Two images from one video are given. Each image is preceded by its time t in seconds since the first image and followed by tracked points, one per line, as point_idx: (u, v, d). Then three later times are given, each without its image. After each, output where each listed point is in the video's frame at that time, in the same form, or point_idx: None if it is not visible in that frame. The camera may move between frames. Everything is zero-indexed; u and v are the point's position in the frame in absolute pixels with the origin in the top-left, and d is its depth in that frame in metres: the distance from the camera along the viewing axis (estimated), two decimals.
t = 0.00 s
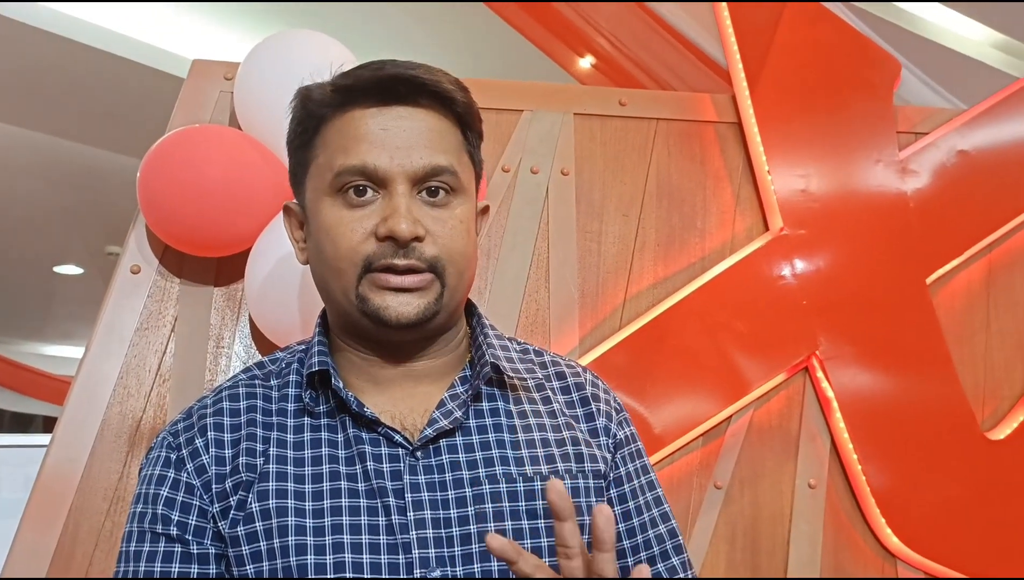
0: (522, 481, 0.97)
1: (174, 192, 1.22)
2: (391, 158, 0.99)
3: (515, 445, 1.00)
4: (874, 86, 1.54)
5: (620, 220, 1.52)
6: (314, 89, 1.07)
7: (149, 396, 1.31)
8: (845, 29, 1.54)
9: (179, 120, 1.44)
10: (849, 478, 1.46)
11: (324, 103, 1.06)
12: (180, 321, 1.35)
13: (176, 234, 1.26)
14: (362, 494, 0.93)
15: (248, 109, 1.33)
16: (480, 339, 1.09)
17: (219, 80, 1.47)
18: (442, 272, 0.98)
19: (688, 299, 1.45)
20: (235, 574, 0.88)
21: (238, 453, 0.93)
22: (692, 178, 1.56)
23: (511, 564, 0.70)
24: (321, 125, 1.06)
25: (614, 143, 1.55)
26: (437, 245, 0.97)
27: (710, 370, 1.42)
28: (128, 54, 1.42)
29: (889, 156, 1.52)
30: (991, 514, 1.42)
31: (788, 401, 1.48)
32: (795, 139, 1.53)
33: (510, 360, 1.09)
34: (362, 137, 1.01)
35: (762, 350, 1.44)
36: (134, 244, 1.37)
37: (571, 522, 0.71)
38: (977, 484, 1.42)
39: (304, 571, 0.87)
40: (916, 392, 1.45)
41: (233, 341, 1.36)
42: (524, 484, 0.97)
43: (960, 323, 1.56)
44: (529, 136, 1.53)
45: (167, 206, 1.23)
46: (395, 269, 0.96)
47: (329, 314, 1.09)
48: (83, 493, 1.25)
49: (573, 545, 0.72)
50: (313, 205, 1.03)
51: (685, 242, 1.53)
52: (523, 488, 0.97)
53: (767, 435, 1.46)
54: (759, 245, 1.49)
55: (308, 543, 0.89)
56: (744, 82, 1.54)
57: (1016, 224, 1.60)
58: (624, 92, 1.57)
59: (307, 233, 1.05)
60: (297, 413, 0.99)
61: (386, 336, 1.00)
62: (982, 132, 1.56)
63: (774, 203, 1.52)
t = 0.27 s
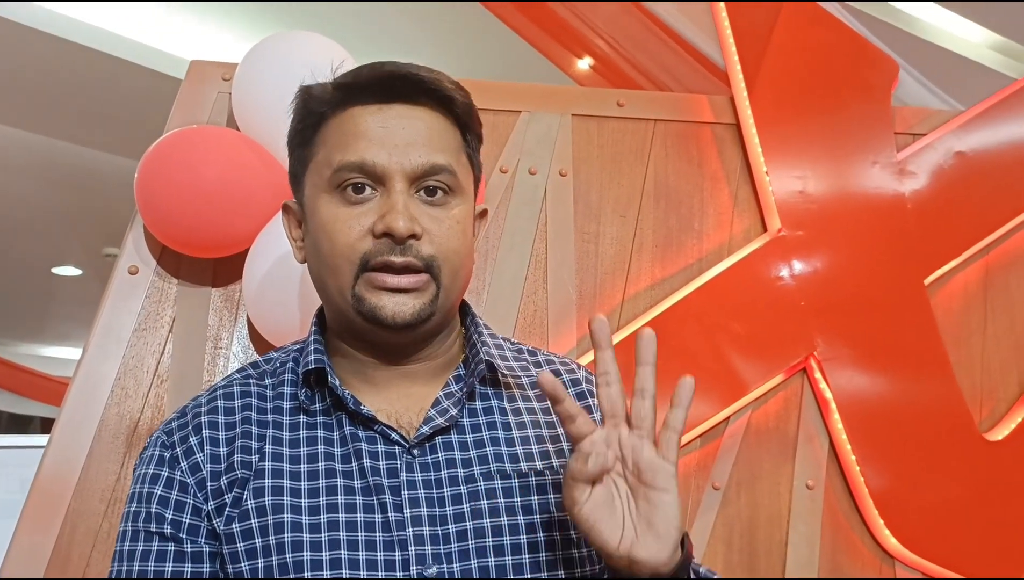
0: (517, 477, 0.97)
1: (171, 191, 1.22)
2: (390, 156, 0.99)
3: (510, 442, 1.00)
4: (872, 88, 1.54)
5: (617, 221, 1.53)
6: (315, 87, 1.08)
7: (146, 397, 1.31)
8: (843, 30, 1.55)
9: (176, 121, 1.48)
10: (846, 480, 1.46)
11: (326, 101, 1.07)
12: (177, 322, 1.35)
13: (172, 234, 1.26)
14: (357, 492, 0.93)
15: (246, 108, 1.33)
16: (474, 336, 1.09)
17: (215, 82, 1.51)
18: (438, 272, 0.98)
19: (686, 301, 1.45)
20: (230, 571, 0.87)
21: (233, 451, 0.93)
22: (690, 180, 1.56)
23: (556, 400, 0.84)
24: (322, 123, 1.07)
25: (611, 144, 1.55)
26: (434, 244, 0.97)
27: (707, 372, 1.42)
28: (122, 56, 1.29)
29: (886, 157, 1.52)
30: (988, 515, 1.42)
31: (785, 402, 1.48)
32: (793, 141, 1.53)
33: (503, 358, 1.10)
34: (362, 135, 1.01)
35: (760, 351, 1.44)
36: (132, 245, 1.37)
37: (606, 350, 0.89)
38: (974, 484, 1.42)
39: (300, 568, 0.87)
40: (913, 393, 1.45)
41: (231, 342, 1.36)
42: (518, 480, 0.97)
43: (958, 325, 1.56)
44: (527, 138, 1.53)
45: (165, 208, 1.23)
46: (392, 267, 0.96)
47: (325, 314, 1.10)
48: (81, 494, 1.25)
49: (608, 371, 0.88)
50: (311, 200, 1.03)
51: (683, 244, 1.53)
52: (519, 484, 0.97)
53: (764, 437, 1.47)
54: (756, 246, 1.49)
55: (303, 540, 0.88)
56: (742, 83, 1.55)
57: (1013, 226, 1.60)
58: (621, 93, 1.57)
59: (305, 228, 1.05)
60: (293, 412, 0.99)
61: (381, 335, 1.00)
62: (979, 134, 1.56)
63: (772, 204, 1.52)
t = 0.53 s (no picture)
0: (518, 473, 0.97)
1: (173, 188, 1.22)
2: (396, 179, 0.98)
3: (511, 439, 1.01)
4: (871, 88, 1.54)
5: (617, 221, 1.52)
6: (324, 94, 1.05)
7: (145, 397, 1.31)
8: (844, 32, 1.55)
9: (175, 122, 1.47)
10: (846, 480, 1.46)
11: (333, 111, 1.04)
12: (176, 322, 1.35)
13: (172, 233, 1.25)
14: (358, 488, 0.93)
15: (245, 110, 1.33)
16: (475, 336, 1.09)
17: (214, 81, 1.51)
18: (439, 297, 0.99)
19: (686, 301, 1.45)
20: (230, 568, 0.87)
21: (233, 447, 0.93)
22: (689, 180, 1.56)
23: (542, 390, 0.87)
24: (327, 134, 1.04)
25: (611, 145, 1.55)
26: (435, 270, 0.98)
27: (707, 372, 1.42)
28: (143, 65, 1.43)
29: (886, 158, 1.52)
30: (988, 515, 1.42)
31: (785, 402, 1.48)
32: (792, 142, 1.53)
33: (503, 357, 1.11)
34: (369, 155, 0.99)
35: (759, 352, 1.44)
36: (131, 246, 1.37)
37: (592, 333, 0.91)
38: (974, 485, 1.42)
39: (301, 564, 0.87)
40: (913, 394, 1.45)
41: (230, 342, 1.36)
42: (519, 477, 0.97)
43: (957, 325, 1.56)
44: (526, 138, 1.53)
45: (161, 208, 1.23)
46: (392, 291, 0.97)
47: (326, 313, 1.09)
48: (80, 495, 1.25)
49: (595, 354, 0.91)
50: (314, 212, 1.03)
51: (682, 245, 1.53)
52: (520, 480, 0.97)
53: (764, 437, 1.46)
54: (756, 247, 1.49)
55: (304, 537, 0.88)
56: (741, 84, 1.54)
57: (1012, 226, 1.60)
58: (621, 93, 1.57)
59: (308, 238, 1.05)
60: (293, 408, 0.98)
61: (379, 352, 1.01)
62: (979, 135, 1.56)
63: (772, 204, 1.52)
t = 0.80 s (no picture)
0: (527, 476, 0.97)
1: (174, 187, 1.21)
2: (412, 162, 0.99)
3: (519, 441, 1.00)
4: (871, 88, 1.54)
5: (619, 221, 1.52)
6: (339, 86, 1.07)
7: (146, 397, 1.31)
8: (844, 32, 1.55)
9: (177, 118, 1.46)
10: (848, 481, 1.46)
11: (350, 100, 1.06)
12: (177, 322, 1.34)
13: (172, 232, 1.25)
14: (366, 489, 0.92)
15: (245, 108, 1.33)
16: (483, 339, 1.09)
17: (214, 80, 1.49)
18: (455, 282, 0.98)
19: (687, 301, 1.45)
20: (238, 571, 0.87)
21: (240, 449, 0.93)
22: (690, 180, 1.56)
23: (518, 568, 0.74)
24: (343, 122, 1.06)
25: (612, 145, 1.55)
26: (451, 254, 0.97)
27: (709, 372, 1.42)
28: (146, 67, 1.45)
29: (887, 158, 1.52)
30: (989, 515, 1.41)
31: (787, 403, 1.48)
32: (793, 142, 1.52)
33: (512, 360, 1.11)
34: (385, 138, 1.00)
35: (760, 352, 1.44)
36: (131, 245, 1.36)
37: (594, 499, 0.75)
38: (975, 485, 1.42)
39: (309, 567, 0.86)
40: (915, 395, 1.45)
41: (231, 342, 1.35)
42: (528, 480, 0.97)
43: (958, 325, 1.56)
44: (528, 138, 1.53)
45: (162, 207, 1.23)
46: (408, 274, 0.96)
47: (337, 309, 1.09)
48: (80, 495, 1.25)
49: (597, 522, 0.76)
50: (329, 200, 1.02)
51: (683, 244, 1.53)
52: (530, 483, 0.97)
53: (766, 437, 1.46)
54: (757, 246, 1.49)
55: (312, 539, 0.88)
56: (743, 82, 1.54)
57: (1013, 227, 1.60)
58: (622, 93, 1.57)
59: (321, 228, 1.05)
60: (300, 409, 0.98)
61: (394, 340, 1.00)
62: (980, 135, 1.56)
63: (773, 204, 1.52)
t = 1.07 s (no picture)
0: (530, 475, 0.97)
1: (173, 186, 1.21)
2: (419, 151, 0.99)
3: (522, 441, 1.00)
4: (872, 88, 1.54)
5: (620, 220, 1.52)
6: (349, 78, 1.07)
7: (147, 397, 1.31)
8: (845, 32, 1.55)
9: (179, 117, 1.44)
10: (849, 481, 1.45)
11: (359, 92, 1.07)
12: (178, 321, 1.34)
13: (172, 231, 1.25)
14: (367, 485, 0.92)
15: (245, 107, 1.33)
16: (486, 336, 1.09)
17: (216, 80, 1.47)
18: (459, 272, 0.97)
19: (689, 301, 1.44)
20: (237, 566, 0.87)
21: (242, 444, 0.92)
22: (692, 180, 1.56)
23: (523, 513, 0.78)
24: (352, 113, 1.07)
25: (614, 144, 1.55)
26: (456, 243, 0.97)
27: (711, 372, 1.42)
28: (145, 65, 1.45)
29: (889, 157, 1.52)
30: (991, 515, 1.41)
31: (789, 402, 1.48)
32: (795, 141, 1.52)
33: (516, 361, 1.11)
34: (393, 128, 1.00)
35: (762, 352, 1.44)
36: (132, 244, 1.36)
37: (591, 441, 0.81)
38: (978, 486, 1.42)
39: (307, 561, 0.86)
40: (917, 395, 1.45)
41: (232, 341, 1.35)
42: (531, 479, 0.96)
43: (961, 325, 1.56)
44: (529, 137, 1.52)
45: (162, 206, 1.22)
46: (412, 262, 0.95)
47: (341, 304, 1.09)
48: (81, 495, 1.24)
49: (597, 464, 0.81)
50: (335, 189, 1.02)
51: (685, 243, 1.53)
52: (532, 483, 0.96)
53: (767, 436, 1.46)
54: (759, 246, 1.49)
55: (310, 534, 0.88)
56: (745, 82, 1.55)
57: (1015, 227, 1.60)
58: (624, 93, 1.57)
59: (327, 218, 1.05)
60: (303, 405, 0.98)
61: (397, 329, 0.99)
62: (982, 135, 1.55)
63: (774, 204, 1.52)
